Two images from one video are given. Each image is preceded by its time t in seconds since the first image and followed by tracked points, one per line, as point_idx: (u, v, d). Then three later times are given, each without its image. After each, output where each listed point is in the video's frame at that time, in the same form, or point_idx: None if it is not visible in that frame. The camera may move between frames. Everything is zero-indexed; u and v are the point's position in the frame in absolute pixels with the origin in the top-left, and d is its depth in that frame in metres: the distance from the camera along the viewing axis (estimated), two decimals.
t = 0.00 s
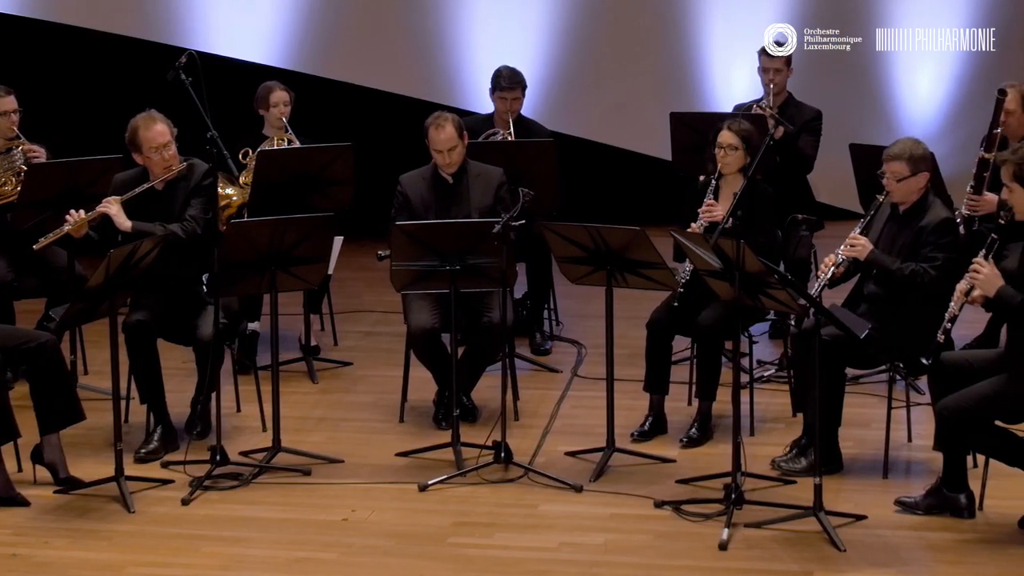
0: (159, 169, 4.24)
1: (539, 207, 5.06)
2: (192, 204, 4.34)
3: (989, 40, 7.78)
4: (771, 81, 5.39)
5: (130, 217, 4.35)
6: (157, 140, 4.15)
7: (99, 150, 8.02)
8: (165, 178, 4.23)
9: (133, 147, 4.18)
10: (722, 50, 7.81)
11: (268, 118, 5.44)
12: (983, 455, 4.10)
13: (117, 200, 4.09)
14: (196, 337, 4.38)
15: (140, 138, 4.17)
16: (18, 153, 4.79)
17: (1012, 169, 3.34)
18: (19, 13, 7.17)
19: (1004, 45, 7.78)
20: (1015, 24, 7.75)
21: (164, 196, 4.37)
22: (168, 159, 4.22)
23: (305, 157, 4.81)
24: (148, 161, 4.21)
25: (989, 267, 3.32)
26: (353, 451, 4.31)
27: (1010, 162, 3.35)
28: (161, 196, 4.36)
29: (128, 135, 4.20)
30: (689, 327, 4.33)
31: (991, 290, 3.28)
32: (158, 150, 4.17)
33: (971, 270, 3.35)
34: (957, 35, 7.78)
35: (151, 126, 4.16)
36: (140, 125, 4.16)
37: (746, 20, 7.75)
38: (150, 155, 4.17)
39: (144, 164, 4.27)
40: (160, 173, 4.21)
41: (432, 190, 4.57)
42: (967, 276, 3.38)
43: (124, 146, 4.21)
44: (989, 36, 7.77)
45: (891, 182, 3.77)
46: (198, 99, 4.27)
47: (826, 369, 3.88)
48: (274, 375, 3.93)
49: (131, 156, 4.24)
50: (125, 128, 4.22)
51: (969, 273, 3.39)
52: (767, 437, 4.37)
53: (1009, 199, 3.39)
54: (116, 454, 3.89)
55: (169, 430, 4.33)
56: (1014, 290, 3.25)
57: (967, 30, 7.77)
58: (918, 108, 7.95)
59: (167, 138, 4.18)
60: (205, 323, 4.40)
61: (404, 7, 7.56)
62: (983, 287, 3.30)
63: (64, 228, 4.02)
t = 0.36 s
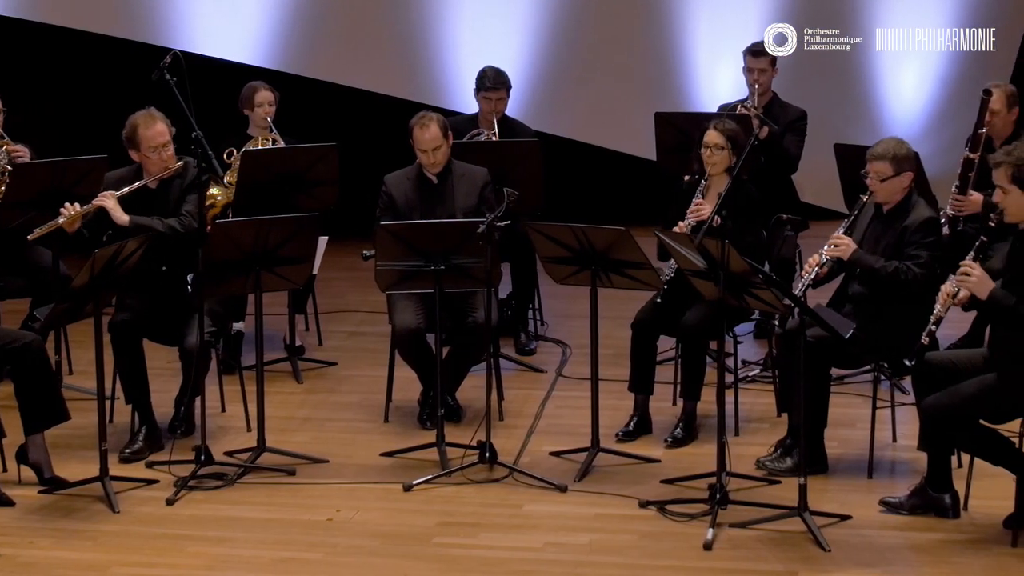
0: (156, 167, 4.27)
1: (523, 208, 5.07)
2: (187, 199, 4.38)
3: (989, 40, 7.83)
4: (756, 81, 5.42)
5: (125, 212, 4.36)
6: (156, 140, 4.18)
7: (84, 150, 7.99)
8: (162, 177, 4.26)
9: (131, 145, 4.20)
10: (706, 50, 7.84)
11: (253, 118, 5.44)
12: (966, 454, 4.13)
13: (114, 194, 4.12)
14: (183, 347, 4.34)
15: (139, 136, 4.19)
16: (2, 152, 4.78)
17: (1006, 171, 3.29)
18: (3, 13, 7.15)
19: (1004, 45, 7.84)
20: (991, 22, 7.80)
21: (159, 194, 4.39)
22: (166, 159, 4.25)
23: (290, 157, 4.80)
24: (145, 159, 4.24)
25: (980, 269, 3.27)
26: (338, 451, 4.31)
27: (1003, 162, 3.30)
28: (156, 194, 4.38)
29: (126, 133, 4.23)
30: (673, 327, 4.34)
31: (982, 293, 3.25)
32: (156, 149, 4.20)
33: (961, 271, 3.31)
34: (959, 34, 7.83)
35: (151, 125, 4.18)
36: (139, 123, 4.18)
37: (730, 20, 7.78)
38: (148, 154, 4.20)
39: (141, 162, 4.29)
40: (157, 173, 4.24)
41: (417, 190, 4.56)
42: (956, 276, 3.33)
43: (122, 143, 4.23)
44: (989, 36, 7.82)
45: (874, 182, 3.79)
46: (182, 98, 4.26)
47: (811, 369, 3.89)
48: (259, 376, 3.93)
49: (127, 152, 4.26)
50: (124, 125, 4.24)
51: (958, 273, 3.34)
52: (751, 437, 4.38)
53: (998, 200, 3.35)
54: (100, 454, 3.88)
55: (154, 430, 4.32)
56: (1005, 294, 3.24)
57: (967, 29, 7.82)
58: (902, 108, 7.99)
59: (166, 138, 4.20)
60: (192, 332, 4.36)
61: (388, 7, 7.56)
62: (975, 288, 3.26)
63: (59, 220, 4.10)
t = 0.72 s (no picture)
0: (156, 175, 4.22)
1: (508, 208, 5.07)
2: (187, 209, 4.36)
3: (989, 40, 7.85)
4: (740, 81, 5.44)
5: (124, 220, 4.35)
6: (159, 150, 4.14)
7: (69, 149, 7.96)
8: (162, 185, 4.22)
9: (132, 151, 4.15)
10: (690, 51, 7.87)
11: (237, 118, 5.42)
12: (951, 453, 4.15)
13: (113, 203, 4.06)
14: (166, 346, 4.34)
15: (141, 143, 4.13)
16: None
17: (1001, 166, 3.24)
18: None
19: (1005, 45, 7.85)
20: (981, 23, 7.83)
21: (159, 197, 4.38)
22: (166, 167, 4.20)
23: (275, 157, 4.80)
24: (145, 166, 4.19)
25: (965, 260, 3.26)
26: (323, 451, 4.30)
27: (999, 158, 3.25)
28: (156, 199, 4.36)
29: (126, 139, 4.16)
30: (658, 327, 4.35)
31: (965, 283, 3.25)
32: (157, 158, 4.15)
33: (945, 261, 3.30)
34: (958, 34, 7.85)
35: (154, 134, 4.13)
36: (142, 131, 4.12)
37: (715, 20, 7.81)
38: (150, 162, 4.15)
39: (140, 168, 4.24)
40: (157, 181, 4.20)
41: (402, 191, 4.56)
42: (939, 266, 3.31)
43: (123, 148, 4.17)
44: (989, 35, 7.84)
45: (857, 183, 3.81)
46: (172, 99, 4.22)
47: (796, 370, 3.91)
48: (245, 375, 3.94)
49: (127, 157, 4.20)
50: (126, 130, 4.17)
51: (941, 262, 3.33)
52: (736, 437, 4.40)
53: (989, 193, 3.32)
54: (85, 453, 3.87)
55: (139, 430, 4.31)
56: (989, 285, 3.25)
57: (967, 29, 7.84)
58: (887, 108, 8.02)
59: (168, 147, 4.16)
60: (176, 331, 4.36)
61: (372, 6, 7.55)
62: (961, 277, 3.25)
63: (58, 225, 4.03)
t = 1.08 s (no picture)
0: (153, 182, 4.33)
1: (493, 207, 5.08)
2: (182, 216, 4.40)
3: (989, 40, 7.86)
4: (724, 81, 5.46)
5: (121, 227, 4.38)
6: (158, 160, 4.23)
7: (53, 149, 7.93)
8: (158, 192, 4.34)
9: (132, 160, 4.23)
10: (674, 51, 7.87)
11: (222, 118, 5.41)
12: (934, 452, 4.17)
13: (110, 210, 4.17)
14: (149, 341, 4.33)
15: (141, 154, 4.22)
16: None
17: (1000, 158, 3.23)
18: None
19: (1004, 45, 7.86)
20: (978, 23, 7.83)
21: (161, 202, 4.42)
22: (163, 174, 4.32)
23: (260, 157, 4.80)
24: (144, 174, 4.29)
25: (950, 248, 3.29)
26: (308, 451, 4.30)
27: (999, 151, 3.23)
28: (155, 205, 4.41)
29: (124, 145, 4.24)
30: (643, 327, 4.36)
31: (948, 272, 3.28)
32: (156, 167, 4.25)
33: (931, 248, 3.33)
34: (958, 34, 7.85)
35: (154, 145, 4.21)
36: (142, 141, 4.21)
37: (698, 19, 7.81)
38: (148, 171, 4.25)
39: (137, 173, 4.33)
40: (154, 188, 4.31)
41: (386, 190, 4.56)
42: (925, 253, 3.34)
43: (122, 155, 4.24)
44: (989, 35, 7.84)
45: (840, 182, 3.83)
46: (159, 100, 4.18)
47: (781, 369, 3.93)
48: (229, 376, 3.92)
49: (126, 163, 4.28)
50: (125, 137, 4.24)
51: (928, 249, 3.36)
52: (721, 437, 4.41)
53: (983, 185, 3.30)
54: (70, 453, 3.86)
55: (123, 430, 4.30)
56: (972, 277, 3.29)
57: (967, 29, 7.84)
58: (871, 108, 8.05)
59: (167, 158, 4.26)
60: (159, 327, 4.35)
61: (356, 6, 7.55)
62: (945, 267, 3.28)
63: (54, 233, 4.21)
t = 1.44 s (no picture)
0: (144, 185, 4.32)
1: (478, 208, 5.08)
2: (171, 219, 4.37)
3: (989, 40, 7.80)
4: (707, 81, 5.47)
5: (110, 229, 4.36)
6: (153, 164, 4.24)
7: (38, 149, 7.90)
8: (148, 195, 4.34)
9: (127, 163, 4.21)
10: (659, 50, 7.86)
11: (207, 118, 5.40)
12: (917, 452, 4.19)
13: (101, 213, 4.15)
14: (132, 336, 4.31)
15: (135, 157, 4.20)
16: None
17: (992, 156, 3.22)
18: None
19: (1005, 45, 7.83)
20: (961, 22, 7.84)
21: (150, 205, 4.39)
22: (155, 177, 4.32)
23: (245, 156, 4.79)
24: (134, 176, 4.28)
25: (943, 244, 3.29)
26: (293, 451, 4.30)
27: (993, 149, 3.23)
28: (145, 208, 4.38)
29: (117, 148, 4.21)
30: (628, 327, 4.37)
31: (939, 267, 3.29)
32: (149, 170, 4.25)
33: (924, 245, 3.34)
34: (957, 34, 7.84)
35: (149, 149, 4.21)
36: (137, 145, 4.19)
37: (684, 18, 7.82)
38: (141, 174, 4.24)
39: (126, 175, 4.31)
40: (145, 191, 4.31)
41: (371, 189, 4.56)
42: (918, 250, 3.35)
43: (115, 158, 4.21)
44: (989, 35, 7.78)
45: (826, 181, 3.84)
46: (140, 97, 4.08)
47: (766, 369, 3.94)
48: (213, 376, 3.91)
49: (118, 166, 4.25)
50: (118, 139, 4.22)
51: (922, 246, 3.37)
52: (705, 437, 4.43)
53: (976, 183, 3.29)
54: (54, 453, 3.84)
55: (108, 430, 4.28)
56: (962, 273, 3.28)
57: (967, 29, 7.83)
58: (856, 109, 8.06)
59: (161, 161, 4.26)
60: (142, 323, 4.32)
61: (342, 6, 7.54)
62: (935, 262, 3.29)
63: (45, 233, 4.14)
